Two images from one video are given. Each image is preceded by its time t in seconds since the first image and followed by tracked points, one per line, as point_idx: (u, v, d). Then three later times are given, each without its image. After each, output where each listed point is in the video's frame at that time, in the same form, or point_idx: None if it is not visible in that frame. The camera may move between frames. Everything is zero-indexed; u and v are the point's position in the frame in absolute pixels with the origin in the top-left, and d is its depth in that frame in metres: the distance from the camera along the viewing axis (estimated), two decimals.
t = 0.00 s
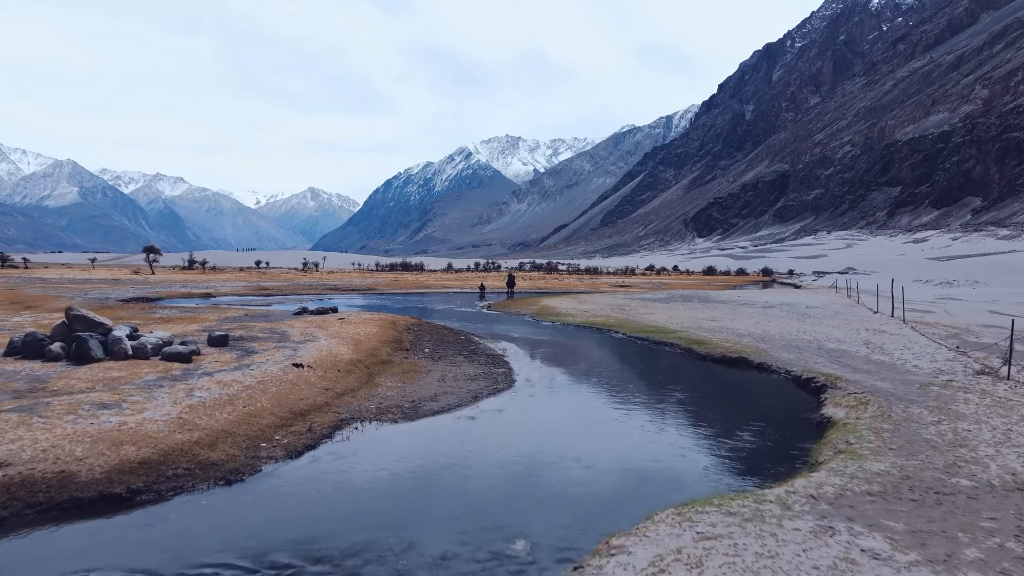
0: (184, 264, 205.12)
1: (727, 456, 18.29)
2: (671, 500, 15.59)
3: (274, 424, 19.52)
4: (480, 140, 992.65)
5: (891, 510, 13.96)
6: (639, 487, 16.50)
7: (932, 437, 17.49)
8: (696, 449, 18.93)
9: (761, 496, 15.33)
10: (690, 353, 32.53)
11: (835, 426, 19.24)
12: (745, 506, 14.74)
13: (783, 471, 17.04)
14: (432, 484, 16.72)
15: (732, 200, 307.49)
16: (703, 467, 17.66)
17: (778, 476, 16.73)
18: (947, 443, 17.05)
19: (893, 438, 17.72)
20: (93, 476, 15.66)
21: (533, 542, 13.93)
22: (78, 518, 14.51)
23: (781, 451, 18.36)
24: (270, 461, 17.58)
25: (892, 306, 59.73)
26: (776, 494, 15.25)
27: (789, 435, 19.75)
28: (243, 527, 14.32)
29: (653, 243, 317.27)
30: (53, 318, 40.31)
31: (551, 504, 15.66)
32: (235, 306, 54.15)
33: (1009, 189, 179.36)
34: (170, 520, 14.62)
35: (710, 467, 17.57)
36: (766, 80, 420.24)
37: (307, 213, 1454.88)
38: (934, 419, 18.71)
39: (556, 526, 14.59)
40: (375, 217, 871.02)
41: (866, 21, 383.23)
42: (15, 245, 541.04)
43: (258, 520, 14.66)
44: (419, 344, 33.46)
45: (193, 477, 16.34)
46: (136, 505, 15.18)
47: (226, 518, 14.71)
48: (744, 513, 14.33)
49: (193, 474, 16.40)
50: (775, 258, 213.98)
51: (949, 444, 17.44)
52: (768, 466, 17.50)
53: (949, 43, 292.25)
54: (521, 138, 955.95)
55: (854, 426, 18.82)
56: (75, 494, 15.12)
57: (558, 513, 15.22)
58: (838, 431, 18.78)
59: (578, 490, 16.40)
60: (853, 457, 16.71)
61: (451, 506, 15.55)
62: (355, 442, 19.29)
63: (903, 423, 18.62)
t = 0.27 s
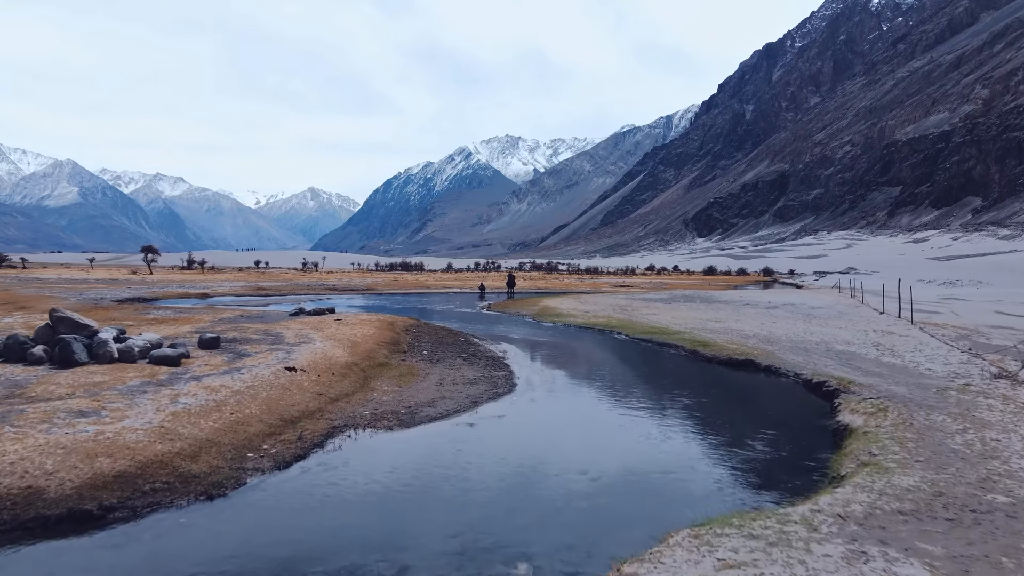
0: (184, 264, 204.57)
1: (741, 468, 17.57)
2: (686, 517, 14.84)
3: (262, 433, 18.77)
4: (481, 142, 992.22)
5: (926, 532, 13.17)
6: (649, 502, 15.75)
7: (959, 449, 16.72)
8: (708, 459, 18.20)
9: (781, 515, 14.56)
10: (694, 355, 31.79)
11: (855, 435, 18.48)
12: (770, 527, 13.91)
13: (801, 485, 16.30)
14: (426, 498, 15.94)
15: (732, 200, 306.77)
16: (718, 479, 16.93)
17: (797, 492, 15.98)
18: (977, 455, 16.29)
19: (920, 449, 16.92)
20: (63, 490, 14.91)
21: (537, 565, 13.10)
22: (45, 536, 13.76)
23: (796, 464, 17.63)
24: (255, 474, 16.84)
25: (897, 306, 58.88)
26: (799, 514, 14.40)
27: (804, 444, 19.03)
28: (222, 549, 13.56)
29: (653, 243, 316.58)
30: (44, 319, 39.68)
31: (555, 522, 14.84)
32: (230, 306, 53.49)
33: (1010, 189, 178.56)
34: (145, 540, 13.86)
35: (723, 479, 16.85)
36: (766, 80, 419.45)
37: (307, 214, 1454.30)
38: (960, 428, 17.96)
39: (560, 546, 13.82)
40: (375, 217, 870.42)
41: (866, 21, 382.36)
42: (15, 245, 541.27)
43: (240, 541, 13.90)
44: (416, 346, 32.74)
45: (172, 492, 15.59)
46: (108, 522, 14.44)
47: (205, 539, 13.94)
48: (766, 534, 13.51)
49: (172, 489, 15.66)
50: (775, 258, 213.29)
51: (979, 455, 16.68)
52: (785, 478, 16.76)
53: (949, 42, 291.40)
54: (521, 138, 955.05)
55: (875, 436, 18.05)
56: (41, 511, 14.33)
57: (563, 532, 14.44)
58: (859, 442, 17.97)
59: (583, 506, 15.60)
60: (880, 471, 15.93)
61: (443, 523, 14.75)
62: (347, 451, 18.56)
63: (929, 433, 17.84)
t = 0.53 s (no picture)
0: (182, 263, 203.95)
1: (756, 481, 16.81)
2: (702, 537, 14.06)
3: (247, 444, 18.00)
4: (481, 142, 991.09)
5: (967, 557, 12.29)
6: (659, 521, 14.94)
7: (990, 461, 15.91)
8: (721, 472, 17.44)
9: (804, 537, 13.73)
10: (699, 357, 31.04)
11: (876, 446, 17.69)
12: (796, 551, 13.07)
13: (822, 501, 15.55)
14: (417, 516, 15.13)
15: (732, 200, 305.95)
16: (732, 494, 16.18)
17: (815, 509, 15.23)
18: (1010, 469, 15.49)
19: (946, 462, 16.14)
20: (29, 509, 14.08)
21: None
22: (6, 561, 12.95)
23: (813, 477, 16.87)
24: (238, 489, 16.03)
25: (903, 306, 57.98)
26: (825, 537, 13.49)
27: (822, 455, 18.25)
28: None
29: (653, 243, 315.87)
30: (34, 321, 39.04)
31: (557, 545, 13.99)
32: (225, 307, 52.77)
33: (1010, 189, 177.68)
34: (115, 564, 13.05)
35: (739, 494, 16.08)
36: (766, 80, 418.53)
37: (307, 214, 1453.70)
38: (987, 439, 17.17)
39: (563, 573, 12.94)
40: (375, 217, 869.66)
41: (866, 21, 381.58)
42: (15, 245, 540.95)
43: (217, 568, 13.01)
44: (414, 348, 31.97)
45: (146, 509, 14.79)
46: (76, 544, 13.63)
47: (179, 564, 13.05)
48: (787, 560, 12.67)
49: (144, 507, 14.82)
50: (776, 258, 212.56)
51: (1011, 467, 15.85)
52: (805, 494, 15.99)
53: (949, 42, 290.54)
54: (521, 138, 954.39)
55: (898, 447, 17.25)
56: (4, 531, 13.48)
57: (569, 557, 13.54)
58: (881, 454, 17.14)
59: (585, 525, 14.80)
60: (912, 487, 15.00)
61: (430, 545, 13.90)
62: (338, 462, 17.78)
63: (958, 445, 16.97)
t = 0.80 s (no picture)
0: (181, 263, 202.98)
1: (777, 499, 15.95)
2: (721, 565, 13.13)
3: (230, 457, 17.10)
4: (481, 142, 989.71)
5: None
6: (672, 545, 13.98)
7: None
8: (739, 487, 16.58)
9: (834, 565, 12.82)
10: (706, 359, 30.22)
11: (904, 459, 16.81)
12: None
13: (848, 523, 14.67)
14: (410, 539, 14.15)
15: (733, 200, 305.03)
16: (750, 513, 15.30)
17: (841, 530, 14.38)
18: None
19: (985, 479, 15.13)
20: None
21: None
22: None
23: (837, 495, 15.99)
24: (218, 508, 15.10)
25: (909, 307, 56.93)
26: (858, 566, 12.51)
27: (844, 470, 17.43)
28: None
29: (653, 243, 314.99)
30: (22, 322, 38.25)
31: (562, 571, 13.04)
32: (219, 308, 51.94)
33: (1011, 188, 176.73)
34: None
35: (758, 513, 15.23)
36: (766, 80, 417.58)
37: (307, 214, 1452.83)
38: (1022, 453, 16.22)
39: None
40: (375, 217, 868.62)
41: (866, 21, 380.65)
42: (14, 245, 540.14)
43: None
44: (411, 350, 31.15)
45: (116, 530, 13.84)
46: (35, 569, 12.65)
47: None
48: None
49: (113, 530, 13.83)
50: (777, 258, 211.62)
51: None
52: (830, 514, 15.12)
53: (949, 42, 289.67)
54: (520, 138, 953.33)
55: (930, 461, 16.27)
56: None
57: None
58: (909, 470, 16.24)
59: (589, 549, 13.87)
60: (952, 509, 14.01)
61: (417, 572, 12.94)
62: (327, 477, 16.87)
63: (993, 459, 16.01)
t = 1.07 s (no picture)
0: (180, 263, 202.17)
1: (797, 518, 15.11)
2: None
3: (208, 472, 16.18)
4: (481, 142, 988.67)
5: None
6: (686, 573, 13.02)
7: None
8: (755, 506, 15.71)
9: None
10: (712, 362, 29.39)
11: (937, 476, 15.94)
12: None
13: (881, 548, 13.76)
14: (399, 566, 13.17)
15: (733, 200, 304.22)
16: (771, 537, 14.38)
17: (871, 557, 13.50)
18: None
19: None
20: None
21: None
22: None
23: (865, 515, 15.13)
24: (193, 530, 14.11)
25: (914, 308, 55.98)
26: None
27: (868, 486, 16.54)
28: None
29: (653, 243, 314.24)
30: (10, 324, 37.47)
31: None
32: (213, 309, 51.13)
33: (1011, 188, 175.87)
34: None
35: (780, 538, 14.27)
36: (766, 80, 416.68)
37: (307, 214, 1451.49)
38: None
39: None
40: (375, 217, 867.36)
41: (866, 20, 379.76)
42: (15, 244, 539.18)
43: None
44: (409, 352, 30.29)
45: (72, 558, 12.63)
46: None
47: None
48: None
49: (69, 559, 12.62)
50: (778, 258, 210.70)
51: None
52: (859, 538, 14.24)
53: (950, 42, 288.78)
54: (520, 138, 952.50)
55: (969, 477, 15.33)
56: None
57: None
58: (947, 488, 15.22)
59: None
60: (1000, 532, 13.09)
61: None
62: (314, 494, 15.92)
63: None
